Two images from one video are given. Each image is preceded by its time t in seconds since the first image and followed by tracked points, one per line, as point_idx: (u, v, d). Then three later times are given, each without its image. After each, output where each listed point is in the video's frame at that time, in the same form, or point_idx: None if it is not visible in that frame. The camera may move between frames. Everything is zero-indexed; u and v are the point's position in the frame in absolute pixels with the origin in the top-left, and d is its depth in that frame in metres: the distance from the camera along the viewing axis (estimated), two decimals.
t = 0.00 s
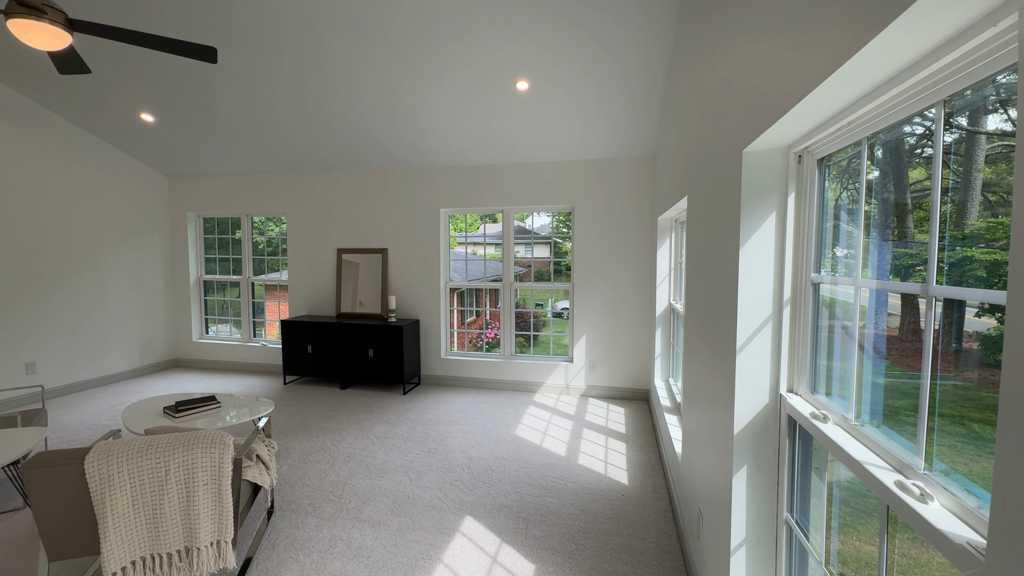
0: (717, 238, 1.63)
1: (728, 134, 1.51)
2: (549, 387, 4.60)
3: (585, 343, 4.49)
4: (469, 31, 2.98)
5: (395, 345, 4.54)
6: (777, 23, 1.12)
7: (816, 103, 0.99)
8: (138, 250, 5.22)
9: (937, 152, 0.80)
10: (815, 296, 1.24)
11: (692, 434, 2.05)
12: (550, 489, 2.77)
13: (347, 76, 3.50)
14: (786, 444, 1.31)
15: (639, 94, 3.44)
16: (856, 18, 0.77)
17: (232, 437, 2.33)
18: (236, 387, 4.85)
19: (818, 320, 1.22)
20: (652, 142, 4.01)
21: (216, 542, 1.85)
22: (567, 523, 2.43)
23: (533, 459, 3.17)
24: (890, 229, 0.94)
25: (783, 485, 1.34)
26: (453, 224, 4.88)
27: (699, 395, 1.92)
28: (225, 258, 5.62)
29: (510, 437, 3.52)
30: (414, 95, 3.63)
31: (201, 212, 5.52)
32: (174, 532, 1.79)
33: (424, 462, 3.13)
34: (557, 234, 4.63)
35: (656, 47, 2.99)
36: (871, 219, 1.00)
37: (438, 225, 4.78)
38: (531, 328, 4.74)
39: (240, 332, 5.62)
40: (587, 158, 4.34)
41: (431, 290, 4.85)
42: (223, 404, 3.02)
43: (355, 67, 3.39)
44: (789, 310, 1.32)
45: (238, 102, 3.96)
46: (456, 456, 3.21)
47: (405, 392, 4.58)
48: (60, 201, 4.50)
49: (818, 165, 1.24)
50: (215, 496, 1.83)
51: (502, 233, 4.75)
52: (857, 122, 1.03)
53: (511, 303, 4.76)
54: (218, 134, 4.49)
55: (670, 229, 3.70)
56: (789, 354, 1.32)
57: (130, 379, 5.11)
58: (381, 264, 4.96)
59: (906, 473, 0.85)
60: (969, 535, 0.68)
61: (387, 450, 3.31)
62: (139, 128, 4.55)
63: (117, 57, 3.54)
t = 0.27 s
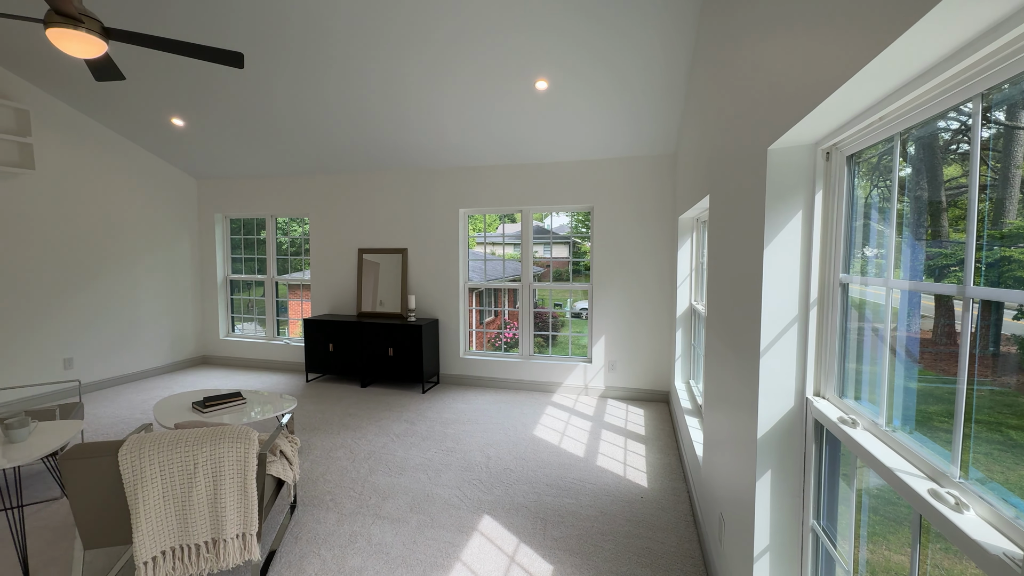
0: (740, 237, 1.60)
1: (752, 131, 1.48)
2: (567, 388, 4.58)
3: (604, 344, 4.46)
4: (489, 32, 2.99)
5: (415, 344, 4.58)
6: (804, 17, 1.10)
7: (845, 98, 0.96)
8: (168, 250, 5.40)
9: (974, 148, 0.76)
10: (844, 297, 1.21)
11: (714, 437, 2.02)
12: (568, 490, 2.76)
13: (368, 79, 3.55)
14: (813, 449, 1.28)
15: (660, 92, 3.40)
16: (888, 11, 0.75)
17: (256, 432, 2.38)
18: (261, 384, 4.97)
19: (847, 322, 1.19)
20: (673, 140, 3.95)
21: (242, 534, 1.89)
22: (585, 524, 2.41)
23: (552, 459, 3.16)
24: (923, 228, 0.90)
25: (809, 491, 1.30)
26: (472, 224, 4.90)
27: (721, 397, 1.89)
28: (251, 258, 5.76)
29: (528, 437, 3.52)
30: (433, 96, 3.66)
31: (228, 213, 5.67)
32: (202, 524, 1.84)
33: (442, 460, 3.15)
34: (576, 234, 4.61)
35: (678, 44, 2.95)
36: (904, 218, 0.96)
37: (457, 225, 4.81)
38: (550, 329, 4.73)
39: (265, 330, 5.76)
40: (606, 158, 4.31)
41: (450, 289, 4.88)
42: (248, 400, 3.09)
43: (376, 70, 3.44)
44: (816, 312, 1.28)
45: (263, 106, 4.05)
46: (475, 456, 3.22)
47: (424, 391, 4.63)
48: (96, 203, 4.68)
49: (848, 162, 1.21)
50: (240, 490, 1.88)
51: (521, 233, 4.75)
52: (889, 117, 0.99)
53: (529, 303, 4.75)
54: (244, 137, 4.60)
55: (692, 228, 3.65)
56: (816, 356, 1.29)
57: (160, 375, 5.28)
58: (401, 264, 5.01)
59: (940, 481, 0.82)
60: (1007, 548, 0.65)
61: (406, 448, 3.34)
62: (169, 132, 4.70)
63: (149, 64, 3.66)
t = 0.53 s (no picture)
0: (763, 236, 1.56)
1: (776, 128, 1.45)
2: (585, 388, 4.55)
3: (622, 345, 4.42)
4: (507, 31, 2.99)
5: (432, 343, 4.61)
6: (831, 10, 1.07)
7: (874, 92, 0.93)
8: (194, 250, 5.55)
9: (1012, 142, 0.73)
10: (873, 298, 1.17)
11: (735, 440, 1.97)
12: (585, 492, 2.74)
13: (387, 80, 3.58)
14: (839, 455, 1.24)
15: (680, 89, 3.35)
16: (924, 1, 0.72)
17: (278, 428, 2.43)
18: (283, 381, 5.07)
19: (876, 324, 1.15)
20: (693, 138, 3.89)
21: (264, 528, 1.93)
22: (602, 526, 2.39)
23: (569, 460, 3.15)
24: (957, 227, 0.87)
25: (835, 498, 1.26)
26: (489, 224, 4.91)
27: (742, 400, 1.85)
28: (273, 258, 5.88)
29: (545, 437, 3.51)
30: (451, 96, 3.68)
31: (252, 214, 5.79)
32: (225, 517, 1.89)
33: (459, 459, 3.16)
34: (593, 234, 4.57)
35: (698, 41, 2.91)
36: (936, 216, 0.93)
37: (474, 225, 4.82)
38: (567, 328, 4.71)
39: (286, 328, 5.87)
40: (625, 156, 4.27)
41: (467, 289, 4.90)
42: (270, 397, 3.16)
43: (395, 71, 3.47)
44: (843, 313, 1.24)
45: (285, 108, 4.13)
46: (491, 455, 3.23)
47: (441, 389, 4.66)
48: (127, 205, 4.84)
49: (877, 158, 1.17)
50: (263, 485, 1.92)
51: (538, 233, 4.74)
52: (922, 112, 0.96)
53: (547, 303, 4.74)
54: (267, 139, 4.70)
55: (712, 227, 3.58)
56: (844, 359, 1.25)
57: (187, 371, 5.43)
58: (419, 263, 5.05)
59: (975, 490, 0.78)
60: None
61: (423, 446, 3.37)
62: (196, 135, 4.83)
63: (176, 69, 3.76)
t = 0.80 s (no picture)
0: (786, 236, 1.52)
1: (799, 125, 1.41)
2: (601, 389, 4.52)
3: (639, 345, 4.37)
4: (524, 30, 2.98)
5: (448, 342, 4.63)
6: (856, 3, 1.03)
7: (904, 86, 0.90)
8: (217, 250, 5.68)
9: None
10: (902, 300, 1.13)
11: (756, 444, 1.93)
12: (601, 494, 2.72)
13: (404, 81, 3.61)
14: (866, 462, 1.20)
15: (699, 87, 3.29)
16: None
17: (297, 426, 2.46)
18: (302, 379, 5.15)
19: (906, 326, 1.11)
20: (713, 136, 3.82)
21: (283, 524, 1.97)
22: (619, 529, 2.37)
23: (584, 461, 3.13)
24: (992, 226, 0.83)
25: (862, 505, 1.22)
26: (505, 224, 4.91)
27: (763, 403, 1.81)
28: (293, 258, 5.98)
29: (561, 438, 3.49)
30: (468, 96, 3.69)
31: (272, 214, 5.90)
32: (246, 512, 1.92)
33: (475, 459, 3.17)
34: (610, 233, 4.54)
35: (718, 37, 2.86)
36: (970, 215, 0.89)
37: (491, 225, 4.82)
38: (583, 329, 4.68)
39: (306, 327, 5.97)
40: (642, 155, 4.22)
41: (483, 289, 4.91)
42: (290, 394, 3.21)
43: (413, 72, 3.49)
44: (870, 315, 1.21)
45: (305, 110, 4.19)
46: (507, 455, 3.22)
47: (457, 389, 4.67)
48: (153, 206, 4.98)
49: (907, 155, 1.13)
50: (282, 481, 1.95)
51: (555, 232, 4.72)
52: (953, 107, 0.92)
53: (563, 303, 4.72)
54: (288, 140, 4.78)
55: (732, 227, 3.52)
56: (870, 362, 1.21)
57: (210, 368, 5.56)
58: (435, 263, 5.08)
59: (1011, 501, 0.75)
60: None
61: (439, 445, 3.39)
62: (219, 137, 4.93)
63: (200, 73, 3.85)
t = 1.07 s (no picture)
0: (809, 235, 1.48)
1: (824, 121, 1.37)
2: (617, 390, 4.48)
3: (656, 346, 4.32)
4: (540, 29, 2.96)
5: (464, 342, 4.65)
6: None
7: (936, 81, 0.87)
8: (239, 250, 5.79)
9: None
10: (933, 301, 1.08)
11: (777, 449, 1.89)
12: (618, 496, 2.69)
13: (421, 82, 3.63)
14: (893, 469, 1.16)
15: (719, 83, 3.23)
16: None
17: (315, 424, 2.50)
18: (320, 377, 5.23)
19: (937, 329, 1.06)
20: (733, 133, 3.75)
21: (301, 520, 1.99)
22: (635, 533, 2.34)
23: (601, 463, 3.10)
24: None
25: (889, 514, 1.18)
26: (521, 223, 4.90)
27: (785, 407, 1.77)
28: (312, 257, 6.07)
29: (577, 439, 3.47)
30: (484, 96, 3.69)
31: (292, 215, 6.00)
32: (265, 508, 1.95)
33: (490, 459, 3.17)
34: (627, 233, 4.49)
35: (739, 33, 2.80)
36: (1006, 214, 0.85)
37: (506, 225, 4.82)
38: (599, 329, 4.65)
39: (324, 326, 6.05)
40: (660, 153, 4.16)
41: (499, 289, 4.91)
42: (308, 392, 3.26)
43: (429, 73, 3.51)
44: (899, 317, 1.16)
45: (324, 112, 4.25)
46: (522, 455, 3.22)
47: (473, 388, 4.69)
48: (178, 207, 5.11)
49: (938, 151, 1.08)
50: (300, 478, 1.98)
51: (571, 232, 4.70)
52: (988, 101, 0.88)
53: (579, 303, 4.69)
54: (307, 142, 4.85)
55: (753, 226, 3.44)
56: (899, 366, 1.17)
57: (232, 366, 5.68)
58: (452, 263, 5.10)
59: None
60: None
61: (455, 444, 3.40)
62: (241, 140, 5.04)
63: (223, 77, 3.93)
